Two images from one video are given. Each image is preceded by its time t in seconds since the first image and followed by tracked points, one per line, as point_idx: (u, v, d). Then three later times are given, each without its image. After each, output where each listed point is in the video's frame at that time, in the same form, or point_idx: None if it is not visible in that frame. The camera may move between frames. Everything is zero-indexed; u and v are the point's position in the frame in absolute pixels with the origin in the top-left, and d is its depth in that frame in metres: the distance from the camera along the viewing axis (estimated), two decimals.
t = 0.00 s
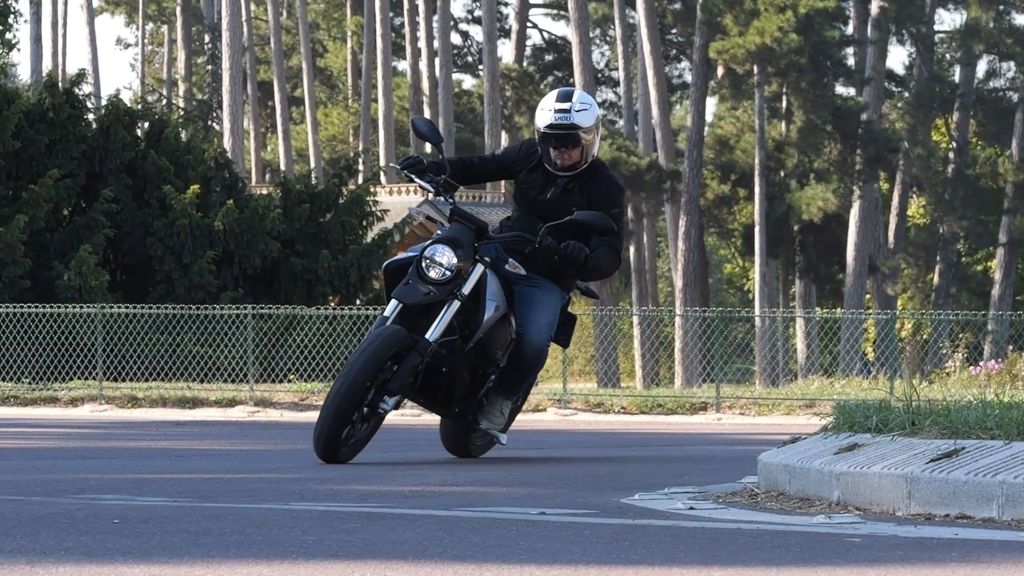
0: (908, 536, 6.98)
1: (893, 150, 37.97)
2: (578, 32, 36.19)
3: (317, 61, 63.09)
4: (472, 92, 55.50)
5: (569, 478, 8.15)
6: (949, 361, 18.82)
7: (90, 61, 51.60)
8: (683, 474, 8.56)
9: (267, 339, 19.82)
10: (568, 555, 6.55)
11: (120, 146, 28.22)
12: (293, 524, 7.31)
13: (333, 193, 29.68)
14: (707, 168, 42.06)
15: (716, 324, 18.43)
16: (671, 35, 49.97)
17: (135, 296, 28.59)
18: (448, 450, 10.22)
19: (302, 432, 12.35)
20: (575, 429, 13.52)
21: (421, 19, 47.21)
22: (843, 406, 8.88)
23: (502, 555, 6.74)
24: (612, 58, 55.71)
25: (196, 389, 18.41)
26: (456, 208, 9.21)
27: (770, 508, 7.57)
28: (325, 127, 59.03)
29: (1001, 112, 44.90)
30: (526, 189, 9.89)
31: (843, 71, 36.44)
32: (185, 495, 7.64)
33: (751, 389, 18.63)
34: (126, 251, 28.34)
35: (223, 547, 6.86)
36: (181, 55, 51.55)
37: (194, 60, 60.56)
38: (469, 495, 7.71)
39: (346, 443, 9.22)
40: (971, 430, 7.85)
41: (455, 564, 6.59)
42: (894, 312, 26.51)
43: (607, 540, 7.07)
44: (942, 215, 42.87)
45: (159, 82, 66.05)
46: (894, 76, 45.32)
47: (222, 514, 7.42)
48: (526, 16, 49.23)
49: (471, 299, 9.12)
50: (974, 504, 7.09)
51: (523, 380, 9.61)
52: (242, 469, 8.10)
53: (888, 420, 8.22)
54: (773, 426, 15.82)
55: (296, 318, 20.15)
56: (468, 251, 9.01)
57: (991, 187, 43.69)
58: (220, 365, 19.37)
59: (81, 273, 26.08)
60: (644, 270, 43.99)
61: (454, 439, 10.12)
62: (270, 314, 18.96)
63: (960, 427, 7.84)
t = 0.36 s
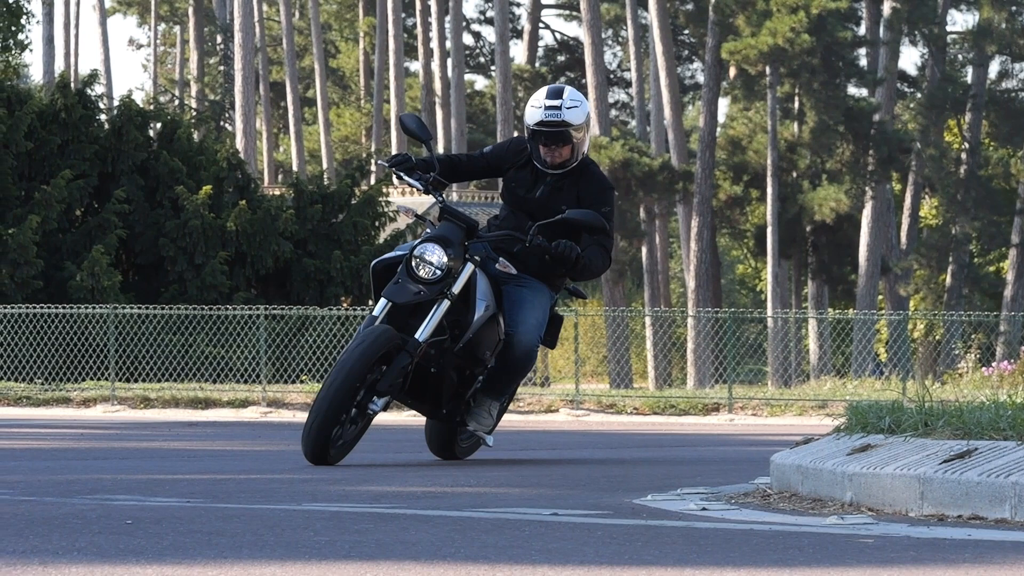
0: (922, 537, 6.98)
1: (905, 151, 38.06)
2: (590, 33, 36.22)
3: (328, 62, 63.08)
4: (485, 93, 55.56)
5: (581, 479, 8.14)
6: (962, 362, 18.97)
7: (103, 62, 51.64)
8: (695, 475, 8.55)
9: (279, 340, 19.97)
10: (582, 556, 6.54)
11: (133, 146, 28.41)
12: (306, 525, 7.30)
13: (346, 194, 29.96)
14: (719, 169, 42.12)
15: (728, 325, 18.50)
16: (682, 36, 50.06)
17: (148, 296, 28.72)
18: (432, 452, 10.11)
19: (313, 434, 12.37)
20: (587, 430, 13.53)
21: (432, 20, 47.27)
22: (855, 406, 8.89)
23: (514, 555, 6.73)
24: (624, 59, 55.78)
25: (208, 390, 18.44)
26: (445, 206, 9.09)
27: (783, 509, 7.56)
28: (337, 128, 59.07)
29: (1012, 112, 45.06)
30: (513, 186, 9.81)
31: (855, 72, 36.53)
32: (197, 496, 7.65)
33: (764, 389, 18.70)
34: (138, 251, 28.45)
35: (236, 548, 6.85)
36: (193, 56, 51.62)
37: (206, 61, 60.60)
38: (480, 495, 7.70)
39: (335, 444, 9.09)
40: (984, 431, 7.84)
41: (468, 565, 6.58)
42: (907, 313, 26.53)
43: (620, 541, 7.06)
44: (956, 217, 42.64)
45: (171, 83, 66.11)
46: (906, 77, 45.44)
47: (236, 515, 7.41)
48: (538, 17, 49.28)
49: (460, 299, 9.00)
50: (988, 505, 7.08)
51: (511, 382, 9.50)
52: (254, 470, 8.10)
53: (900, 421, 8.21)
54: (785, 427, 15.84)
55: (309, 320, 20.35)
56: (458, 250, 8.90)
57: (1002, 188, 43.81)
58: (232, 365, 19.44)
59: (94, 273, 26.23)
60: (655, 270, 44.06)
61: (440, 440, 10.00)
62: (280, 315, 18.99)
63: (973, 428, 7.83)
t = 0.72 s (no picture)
0: (934, 536, 6.99)
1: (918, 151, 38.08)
2: (603, 33, 36.26)
3: (341, 62, 63.13)
4: (497, 93, 55.54)
5: (594, 479, 8.15)
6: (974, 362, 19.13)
7: (115, 63, 51.69)
8: (709, 476, 8.57)
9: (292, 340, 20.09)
10: (595, 556, 6.53)
11: (146, 146, 28.50)
12: (319, 525, 7.30)
13: (358, 194, 30.10)
14: (732, 169, 42.18)
15: (741, 325, 18.62)
16: (695, 37, 50.09)
17: (158, 296, 28.72)
18: (418, 455, 9.99)
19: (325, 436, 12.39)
20: (600, 430, 13.56)
21: (445, 21, 47.29)
22: (868, 406, 8.91)
23: (528, 555, 6.73)
24: (637, 59, 55.77)
25: (221, 391, 18.57)
26: (436, 205, 8.96)
27: (796, 510, 7.57)
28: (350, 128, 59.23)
29: None
30: (503, 185, 9.64)
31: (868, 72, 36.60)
32: (210, 496, 7.66)
33: (776, 390, 18.82)
34: (151, 251, 28.50)
35: (249, 548, 6.85)
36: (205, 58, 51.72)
37: (220, 62, 60.68)
38: (494, 496, 7.71)
39: (325, 445, 8.97)
40: (996, 431, 7.85)
41: (482, 565, 6.57)
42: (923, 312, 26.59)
43: (633, 542, 7.07)
44: (968, 218, 42.86)
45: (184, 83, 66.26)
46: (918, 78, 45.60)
47: (250, 515, 7.42)
48: (551, 17, 49.24)
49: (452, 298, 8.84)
50: (1001, 505, 7.08)
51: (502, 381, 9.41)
52: (266, 472, 8.10)
53: (913, 422, 8.22)
54: (798, 426, 15.88)
55: (322, 322, 20.44)
56: (450, 248, 8.77)
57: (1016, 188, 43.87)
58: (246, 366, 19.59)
59: (108, 273, 26.36)
60: (668, 271, 44.15)
61: (426, 441, 9.87)
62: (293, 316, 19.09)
63: (985, 429, 7.83)
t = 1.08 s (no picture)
0: (945, 537, 6.98)
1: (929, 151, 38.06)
2: (614, 33, 36.31)
3: (352, 62, 63.16)
4: (508, 93, 55.53)
5: (605, 480, 8.15)
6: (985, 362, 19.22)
7: (126, 64, 51.76)
8: (722, 477, 8.57)
9: (302, 340, 20.23)
10: (606, 557, 6.51)
11: (157, 146, 28.56)
12: (330, 525, 7.30)
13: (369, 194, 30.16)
14: (743, 170, 42.21)
15: (752, 326, 18.74)
16: (706, 37, 50.11)
17: (170, 296, 28.84)
18: (404, 457, 9.91)
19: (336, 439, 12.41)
20: (612, 430, 13.58)
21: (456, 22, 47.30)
22: (879, 407, 8.92)
23: (539, 555, 6.71)
24: (648, 59, 55.77)
25: (232, 390, 18.77)
26: (428, 202, 8.84)
27: (808, 510, 7.57)
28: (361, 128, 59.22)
29: None
30: (492, 182, 9.55)
31: (878, 73, 36.62)
32: (221, 496, 7.66)
33: (787, 391, 18.94)
34: (163, 252, 28.57)
35: (261, 548, 6.84)
36: (216, 58, 51.79)
37: (231, 62, 60.77)
38: (505, 496, 7.71)
39: (315, 448, 8.87)
40: (1008, 431, 7.84)
41: (493, 566, 6.55)
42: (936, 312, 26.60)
43: (644, 542, 7.06)
44: (979, 218, 42.49)
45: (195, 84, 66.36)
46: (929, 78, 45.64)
47: (261, 515, 7.42)
48: (562, 17, 49.18)
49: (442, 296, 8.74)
50: (1012, 506, 7.07)
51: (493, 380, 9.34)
52: (277, 473, 8.11)
53: (925, 423, 8.22)
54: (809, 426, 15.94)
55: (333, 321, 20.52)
56: (442, 247, 8.66)
57: None
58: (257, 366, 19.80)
59: (118, 274, 26.51)
60: (679, 272, 44.21)
61: (411, 443, 9.80)
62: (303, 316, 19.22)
63: (997, 429, 7.83)
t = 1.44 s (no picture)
0: (958, 537, 6.96)
1: (941, 151, 38.12)
2: (626, 33, 36.29)
3: (365, 63, 63.21)
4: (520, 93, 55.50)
5: (617, 481, 8.16)
6: (997, 363, 19.24)
7: (138, 63, 51.76)
8: (736, 478, 8.59)
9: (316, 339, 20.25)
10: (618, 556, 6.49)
11: (169, 146, 28.58)
12: (342, 525, 7.29)
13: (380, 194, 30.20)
14: (754, 170, 42.22)
15: (765, 326, 18.78)
16: (718, 37, 50.12)
17: (182, 296, 28.87)
18: (392, 457, 9.84)
19: (348, 440, 12.45)
20: (626, 429, 13.63)
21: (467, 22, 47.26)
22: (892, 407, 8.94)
23: (550, 555, 6.69)
24: (660, 60, 55.81)
25: (244, 391, 18.81)
26: (421, 200, 8.80)
27: (819, 511, 7.58)
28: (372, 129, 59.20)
29: None
30: (484, 179, 9.49)
31: (890, 73, 36.64)
32: (233, 496, 7.67)
33: (797, 390, 18.99)
34: (174, 252, 28.60)
35: (273, 548, 6.81)
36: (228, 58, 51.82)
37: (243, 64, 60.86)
38: (517, 496, 7.72)
39: (306, 450, 8.81)
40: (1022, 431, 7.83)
41: (505, 566, 6.53)
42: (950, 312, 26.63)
43: (657, 542, 7.04)
44: (991, 218, 42.45)
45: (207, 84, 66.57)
46: (941, 79, 45.70)
47: (274, 515, 7.42)
48: (574, 17, 49.09)
49: (436, 295, 8.66)
50: None
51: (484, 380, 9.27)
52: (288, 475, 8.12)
53: (937, 423, 8.23)
54: (824, 426, 15.99)
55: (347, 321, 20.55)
56: (435, 245, 8.58)
57: None
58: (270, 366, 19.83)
59: (130, 274, 26.53)
60: (691, 272, 44.26)
61: (400, 444, 9.76)
62: (316, 315, 19.27)
63: (1009, 430, 7.82)
